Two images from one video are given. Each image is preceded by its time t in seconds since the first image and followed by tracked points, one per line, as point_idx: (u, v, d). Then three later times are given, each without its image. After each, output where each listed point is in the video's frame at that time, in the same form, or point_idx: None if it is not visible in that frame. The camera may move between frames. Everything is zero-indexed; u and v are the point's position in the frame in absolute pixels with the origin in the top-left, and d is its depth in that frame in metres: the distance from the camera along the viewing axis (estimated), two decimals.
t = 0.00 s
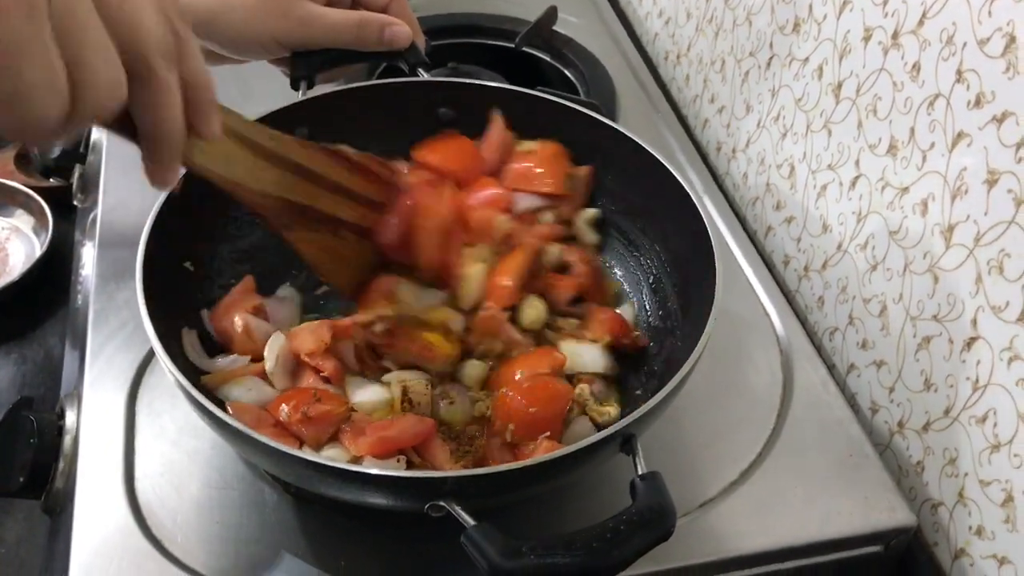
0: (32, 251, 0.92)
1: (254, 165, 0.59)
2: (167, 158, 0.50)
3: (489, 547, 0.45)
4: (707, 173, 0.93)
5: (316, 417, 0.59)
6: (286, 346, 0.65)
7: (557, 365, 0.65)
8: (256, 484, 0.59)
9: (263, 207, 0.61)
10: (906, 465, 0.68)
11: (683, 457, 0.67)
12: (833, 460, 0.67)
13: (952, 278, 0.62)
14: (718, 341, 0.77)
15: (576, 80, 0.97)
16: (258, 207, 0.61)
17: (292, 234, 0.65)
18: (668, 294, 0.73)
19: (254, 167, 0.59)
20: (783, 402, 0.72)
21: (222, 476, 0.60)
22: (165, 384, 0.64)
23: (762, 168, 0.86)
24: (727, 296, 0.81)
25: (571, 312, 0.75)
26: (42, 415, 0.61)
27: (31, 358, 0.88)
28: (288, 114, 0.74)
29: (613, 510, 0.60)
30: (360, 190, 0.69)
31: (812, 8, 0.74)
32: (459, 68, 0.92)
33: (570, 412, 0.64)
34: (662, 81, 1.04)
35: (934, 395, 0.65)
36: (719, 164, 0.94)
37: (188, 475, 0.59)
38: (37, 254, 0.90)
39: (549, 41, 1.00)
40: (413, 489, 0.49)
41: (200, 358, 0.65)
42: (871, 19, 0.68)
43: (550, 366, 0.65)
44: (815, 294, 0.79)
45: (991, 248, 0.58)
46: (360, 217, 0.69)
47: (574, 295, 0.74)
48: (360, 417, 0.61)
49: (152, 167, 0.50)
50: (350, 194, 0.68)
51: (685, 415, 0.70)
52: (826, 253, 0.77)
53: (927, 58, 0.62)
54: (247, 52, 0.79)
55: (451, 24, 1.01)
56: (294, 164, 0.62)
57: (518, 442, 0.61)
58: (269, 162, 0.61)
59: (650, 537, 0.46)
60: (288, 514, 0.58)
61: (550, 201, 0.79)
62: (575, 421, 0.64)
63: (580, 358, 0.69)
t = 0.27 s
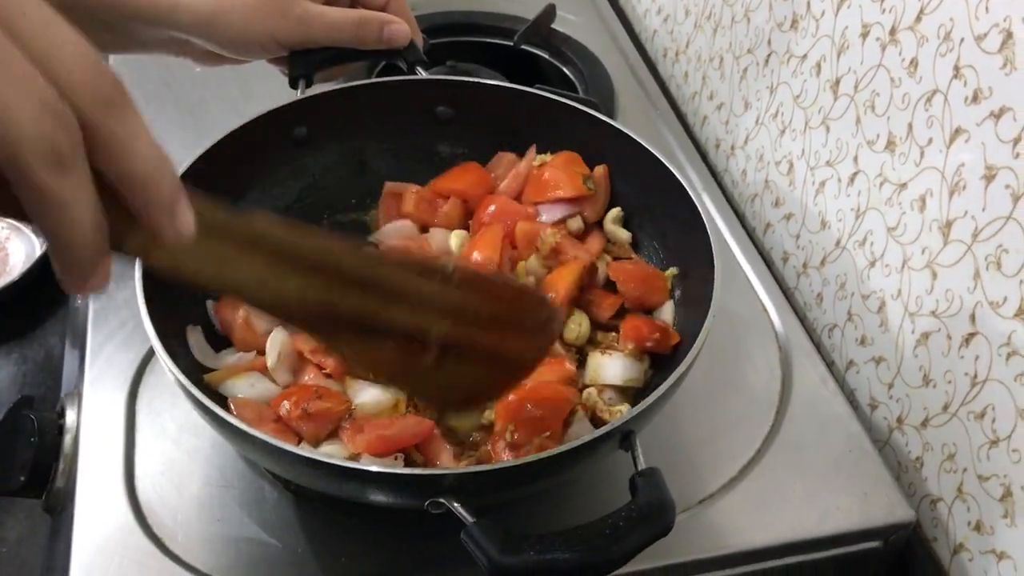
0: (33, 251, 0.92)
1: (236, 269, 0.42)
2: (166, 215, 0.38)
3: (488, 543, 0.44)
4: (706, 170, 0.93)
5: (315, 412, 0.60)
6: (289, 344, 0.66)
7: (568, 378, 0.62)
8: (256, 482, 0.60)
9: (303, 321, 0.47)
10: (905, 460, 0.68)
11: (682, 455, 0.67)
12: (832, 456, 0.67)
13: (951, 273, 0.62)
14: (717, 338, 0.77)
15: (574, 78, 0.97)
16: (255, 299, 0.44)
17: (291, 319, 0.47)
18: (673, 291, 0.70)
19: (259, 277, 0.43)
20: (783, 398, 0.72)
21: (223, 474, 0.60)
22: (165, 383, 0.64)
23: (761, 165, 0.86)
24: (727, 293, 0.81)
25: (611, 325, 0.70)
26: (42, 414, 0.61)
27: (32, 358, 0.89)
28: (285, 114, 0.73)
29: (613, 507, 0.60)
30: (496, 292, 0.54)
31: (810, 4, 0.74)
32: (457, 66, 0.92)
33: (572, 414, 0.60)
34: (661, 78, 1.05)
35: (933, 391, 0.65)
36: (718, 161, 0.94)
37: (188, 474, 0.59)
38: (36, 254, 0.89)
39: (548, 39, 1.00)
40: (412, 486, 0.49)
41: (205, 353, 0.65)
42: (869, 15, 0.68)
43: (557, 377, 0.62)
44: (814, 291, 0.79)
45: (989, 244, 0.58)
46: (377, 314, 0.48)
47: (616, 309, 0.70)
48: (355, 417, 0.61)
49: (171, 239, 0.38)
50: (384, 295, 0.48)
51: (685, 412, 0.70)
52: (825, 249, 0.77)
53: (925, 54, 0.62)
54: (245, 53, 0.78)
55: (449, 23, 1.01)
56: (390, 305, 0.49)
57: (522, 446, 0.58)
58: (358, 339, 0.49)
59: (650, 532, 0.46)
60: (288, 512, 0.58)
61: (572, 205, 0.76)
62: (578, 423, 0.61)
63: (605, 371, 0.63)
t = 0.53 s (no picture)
0: (33, 250, 0.92)
1: (229, 151, 0.55)
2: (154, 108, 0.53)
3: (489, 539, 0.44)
4: (706, 168, 0.93)
5: (308, 402, 0.59)
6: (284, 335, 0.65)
7: (564, 376, 0.62)
8: (256, 481, 0.60)
9: (247, 174, 0.57)
10: (906, 457, 0.68)
11: (683, 452, 0.67)
12: (833, 453, 0.67)
13: (951, 270, 0.62)
14: (718, 337, 0.77)
15: (574, 76, 0.97)
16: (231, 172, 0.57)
17: (263, 182, 0.59)
18: (671, 288, 0.69)
19: (233, 154, 0.55)
20: (783, 396, 0.72)
21: (223, 473, 0.60)
22: (166, 382, 0.64)
23: (761, 163, 0.86)
24: (727, 291, 0.81)
25: (610, 322, 0.69)
26: (42, 413, 0.61)
27: (32, 358, 0.89)
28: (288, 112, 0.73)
29: (613, 504, 0.60)
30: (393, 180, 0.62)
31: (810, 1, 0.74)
32: (457, 65, 0.92)
33: (570, 412, 0.59)
34: (661, 76, 1.04)
35: (934, 387, 0.65)
36: (718, 159, 0.94)
37: (188, 472, 0.60)
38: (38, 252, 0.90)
39: (548, 38, 0.99)
40: (412, 484, 0.49)
41: (209, 345, 0.66)
42: (868, 12, 0.68)
43: (554, 376, 0.62)
44: (815, 288, 0.79)
45: (989, 241, 0.58)
46: (356, 149, 0.60)
47: (616, 306, 0.68)
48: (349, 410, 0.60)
49: (153, 144, 0.53)
50: (344, 156, 0.59)
51: (685, 409, 0.70)
52: (825, 247, 0.77)
53: (924, 50, 0.62)
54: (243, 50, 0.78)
55: (449, 22, 1.01)
56: (318, 153, 0.58)
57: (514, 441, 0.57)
58: (292, 183, 0.59)
59: (651, 530, 0.46)
60: (289, 510, 0.58)
61: (568, 203, 0.75)
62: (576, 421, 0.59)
63: (602, 366, 0.62)
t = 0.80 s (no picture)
0: (34, 252, 0.92)
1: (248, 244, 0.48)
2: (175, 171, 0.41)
3: (489, 543, 0.44)
4: (706, 169, 0.93)
5: (305, 408, 0.58)
6: (287, 347, 0.65)
7: (564, 379, 0.62)
8: (257, 483, 0.60)
9: (269, 265, 0.51)
10: (906, 460, 0.68)
11: (683, 454, 0.67)
12: (832, 455, 0.67)
13: (950, 272, 0.62)
14: (718, 339, 0.77)
15: (574, 78, 0.97)
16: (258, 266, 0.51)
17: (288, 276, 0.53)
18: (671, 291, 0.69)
19: (239, 240, 0.47)
20: (783, 398, 0.72)
21: (224, 475, 0.60)
22: (167, 384, 0.65)
23: (761, 165, 0.86)
24: (727, 293, 0.81)
25: (610, 325, 0.69)
26: (43, 415, 0.62)
27: (33, 358, 0.89)
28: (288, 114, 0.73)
29: (613, 506, 0.61)
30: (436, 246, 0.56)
31: (810, 4, 0.74)
32: (458, 67, 0.92)
33: (570, 416, 0.58)
34: (661, 78, 1.05)
35: (933, 390, 0.65)
36: (718, 161, 0.94)
37: (189, 474, 0.60)
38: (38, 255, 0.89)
39: (548, 39, 0.99)
40: (412, 488, 0.49)
41: (210, 346, 0.66)
42: (867, 15, 0.68)
43: (556, 380, 0.61)
44: (814, 290, 0.79)
45: (989, 243, 0.58)
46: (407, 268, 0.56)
47: (615, 309, 0.69)
48: (351, 416, 0.59)
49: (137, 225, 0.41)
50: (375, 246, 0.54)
51: (685, 411, 0.70)
52: (825, 249, 0.77)
53: (924, 53, 0.62)
54: (243, 53, 0.78)
55: (449, 23, 1.01)
56: (351, 239, 0.53)
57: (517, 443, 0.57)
58: (318, 275, 0.53)
59: (651, 533, 0.46)
60: (289, 512, 0.58)
61: (565, 206, 0.76)
62: (576, 424, 0.59)
63: (601, 371, 0.62)
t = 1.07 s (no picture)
0: (34, 251, 0.93)
1: (397, 150, 0.59)
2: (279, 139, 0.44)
3: (491, 544, 0.44)
4: (707, 170, 0.93)
5: (308, 407, 0.58)
6: (288, 346, 0.65)
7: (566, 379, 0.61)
8: (257, 483, 0.60)
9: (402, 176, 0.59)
10: (907, 460, 0.68)
11: (684, 454, 0.67)
12: (833, 455, 0.67)
13: (951, 273, 0.62)
14: (719, 339, 0.77)
15: (576, 78, 0.97)
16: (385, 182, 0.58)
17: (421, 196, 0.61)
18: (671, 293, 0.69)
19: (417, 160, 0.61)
20: (783, 399, 0.72)
21: (225, 475, 0.60)
22: (168, 383, 0.65)
23: (762, 165, 0.86)
24: (728, 294, 0.81)
25: (610, 326, 0.68)
26: (44, 414, 0.62)
27: (34, 358, 0.89)
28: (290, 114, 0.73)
29: (614, 507, 0.61)
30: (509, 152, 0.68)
31: (812, 4, 0.74)
32: (459, 67, 0.92)
33: (570, 416, 0.58)
34: (662, 78, 1.04)
35: (935, 390, 0.65)
36: (720, 161, 0.94)
37: (190, 474, 0.60)
38: (39, 255, 0.90)
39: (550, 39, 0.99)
40: (413, 488, 0.49)
41: (211, 347, 0.66)
42: (869, 16, 0.68)
43: (556, 380, 0.60)
44: (815, 291, 0.79)
45: (990, 244, 0.58)
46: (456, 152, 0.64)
47: (616, 310, 0.68)
48: (353, 416, 0.59)
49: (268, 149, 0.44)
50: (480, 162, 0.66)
51: (687, 411, 0.70)
52: (827, 250, 0.77)
53: (926, 54, 0.62)
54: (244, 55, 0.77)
55: (451, 23, 1.01)
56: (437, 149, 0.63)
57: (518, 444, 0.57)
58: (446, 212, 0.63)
59: (652, 534, 0.46)
60: (290, 512, 0.58)
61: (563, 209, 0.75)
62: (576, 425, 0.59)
63: (602, 371, 0.62)
